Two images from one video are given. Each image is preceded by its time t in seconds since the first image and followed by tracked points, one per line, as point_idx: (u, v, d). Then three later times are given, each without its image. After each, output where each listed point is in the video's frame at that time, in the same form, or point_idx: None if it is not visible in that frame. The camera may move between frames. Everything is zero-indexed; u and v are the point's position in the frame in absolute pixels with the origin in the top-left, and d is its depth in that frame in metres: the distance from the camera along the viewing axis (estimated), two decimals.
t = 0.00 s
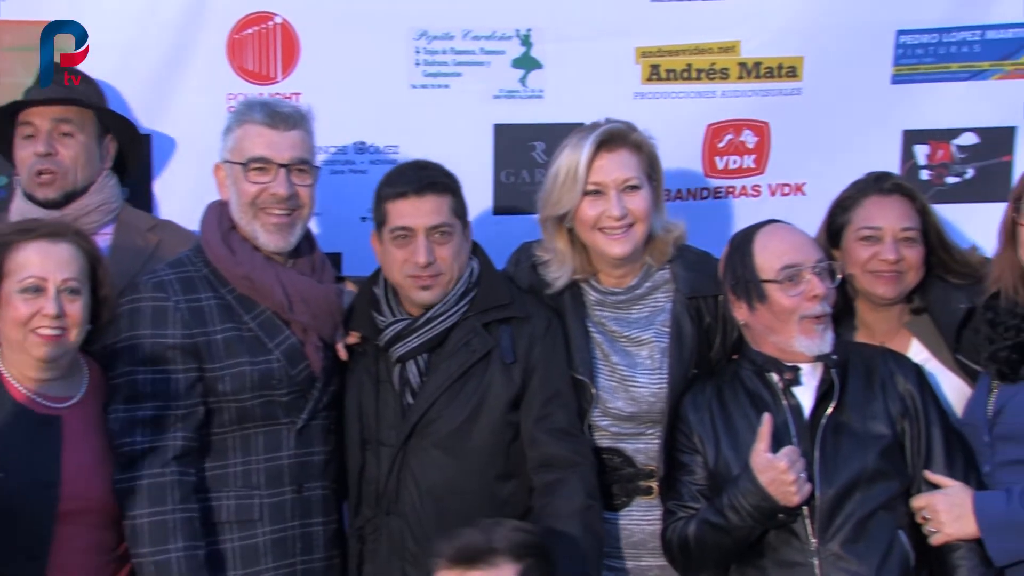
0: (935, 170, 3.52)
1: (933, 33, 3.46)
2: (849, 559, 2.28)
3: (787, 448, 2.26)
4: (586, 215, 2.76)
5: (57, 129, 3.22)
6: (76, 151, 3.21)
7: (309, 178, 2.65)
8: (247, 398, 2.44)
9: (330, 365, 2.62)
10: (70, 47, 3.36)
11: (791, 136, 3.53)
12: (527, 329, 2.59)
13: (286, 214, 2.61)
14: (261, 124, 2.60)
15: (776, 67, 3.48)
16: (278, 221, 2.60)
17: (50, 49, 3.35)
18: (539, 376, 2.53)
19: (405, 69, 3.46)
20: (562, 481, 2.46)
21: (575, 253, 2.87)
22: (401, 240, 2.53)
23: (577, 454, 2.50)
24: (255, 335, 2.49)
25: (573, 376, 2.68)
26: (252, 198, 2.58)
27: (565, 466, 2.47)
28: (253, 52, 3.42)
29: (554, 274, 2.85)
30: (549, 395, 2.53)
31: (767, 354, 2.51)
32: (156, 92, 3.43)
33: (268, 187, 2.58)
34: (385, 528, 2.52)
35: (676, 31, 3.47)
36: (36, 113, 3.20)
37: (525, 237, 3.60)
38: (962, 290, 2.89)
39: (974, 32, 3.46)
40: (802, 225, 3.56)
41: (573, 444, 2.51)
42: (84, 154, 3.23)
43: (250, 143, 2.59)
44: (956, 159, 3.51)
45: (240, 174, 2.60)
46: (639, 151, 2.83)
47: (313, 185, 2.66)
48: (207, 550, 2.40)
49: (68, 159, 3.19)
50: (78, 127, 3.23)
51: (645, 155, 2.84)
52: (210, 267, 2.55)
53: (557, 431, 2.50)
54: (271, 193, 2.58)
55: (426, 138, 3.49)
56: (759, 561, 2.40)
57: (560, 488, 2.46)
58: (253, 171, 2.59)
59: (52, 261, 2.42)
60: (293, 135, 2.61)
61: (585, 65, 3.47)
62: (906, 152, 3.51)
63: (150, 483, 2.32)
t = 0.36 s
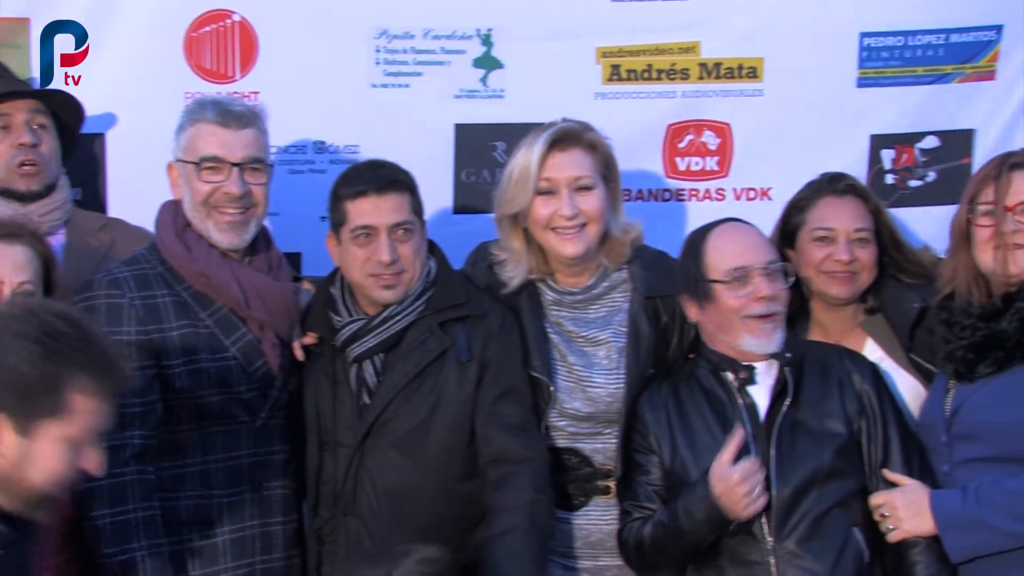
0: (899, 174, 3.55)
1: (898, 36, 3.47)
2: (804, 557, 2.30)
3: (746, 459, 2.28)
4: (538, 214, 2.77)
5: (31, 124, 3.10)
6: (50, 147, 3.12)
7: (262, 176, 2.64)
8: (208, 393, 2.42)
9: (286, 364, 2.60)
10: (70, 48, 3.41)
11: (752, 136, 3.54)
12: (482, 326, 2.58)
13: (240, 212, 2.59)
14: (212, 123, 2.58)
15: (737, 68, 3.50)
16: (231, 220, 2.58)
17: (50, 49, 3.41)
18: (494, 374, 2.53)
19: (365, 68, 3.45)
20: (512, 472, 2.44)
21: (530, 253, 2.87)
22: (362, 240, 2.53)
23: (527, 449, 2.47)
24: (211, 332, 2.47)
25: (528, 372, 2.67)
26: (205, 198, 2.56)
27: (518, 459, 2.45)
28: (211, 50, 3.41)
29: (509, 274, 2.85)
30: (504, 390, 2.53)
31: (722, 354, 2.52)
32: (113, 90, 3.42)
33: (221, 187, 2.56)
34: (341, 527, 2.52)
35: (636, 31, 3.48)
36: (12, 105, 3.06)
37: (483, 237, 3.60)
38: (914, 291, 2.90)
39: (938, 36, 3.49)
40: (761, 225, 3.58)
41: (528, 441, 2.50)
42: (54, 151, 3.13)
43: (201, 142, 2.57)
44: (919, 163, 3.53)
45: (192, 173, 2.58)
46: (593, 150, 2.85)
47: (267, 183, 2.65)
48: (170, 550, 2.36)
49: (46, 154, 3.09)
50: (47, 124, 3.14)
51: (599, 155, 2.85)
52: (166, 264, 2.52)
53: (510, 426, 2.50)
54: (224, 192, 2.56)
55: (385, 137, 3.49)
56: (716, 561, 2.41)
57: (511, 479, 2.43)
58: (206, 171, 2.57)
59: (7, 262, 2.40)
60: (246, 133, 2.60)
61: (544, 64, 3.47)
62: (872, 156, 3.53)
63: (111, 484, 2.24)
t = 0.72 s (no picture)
0: (863, 173, 3.55)
1: (856, 37, 3.49)
2: (763, 558, 2.32)
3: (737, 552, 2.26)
4: (489, 215, 2.78)
5: None
6: None
7: (226, 184, 2.62)
8: (163, 393, 2.40)
9: (246, 365, 2.58)
10: (70, 48, 3.41)
11: (715, 137, 3.55)
12: (442, 325, 2.58)
13: (203, 221, 2.58)
14: (179, 128, 2.53)
15: (699, 68, 3.51)
16: (194, 228, 2.58)
17: (50, 49, 3.41)
18: (456, 372, 2.53)
19: (327, 68, 3.44)
20: (477, 471, 2.43)
21: (489, 252, 2.88)
22: (324, 236, 2.52)
23: (491, 445, 2.46)
24: (169, 331, 2.46)
25: (491, 367, 2.67)
26: (169, 205, 2.54)
27: (478, 459, 2.44)
28: (172, 49, 3.41)
29: (468, 274, 2.88)
30: (464, 389, 2.52)
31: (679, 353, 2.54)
32: (75, 90, 3.42)
33: (185, 196, 2.54)
34: (304, 529, 2.50)
35: (599, 32, 3.48)
36: None
37: (448, 238, 3.60)
38: (876, 289, 2.92)
39: (897, 37, 3.51)
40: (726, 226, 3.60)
41: (492, 436, 2.49)
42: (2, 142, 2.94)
43: (169, 147, 2.53)
44: (881, 163, 3.55)
45: (157, 178, 2.55)
46: (545, 149, 2.83)
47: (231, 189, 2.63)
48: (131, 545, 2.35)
49: None
50: None
51: (550, 153, 2.83)
52: (126, 262, 2.51)
53: (473, 424, 2.48)
54: (187, 201, 2.54)
55: (349, 137, 3.48)
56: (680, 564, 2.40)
57: (475, 478, 2.43)
58: (171, 178, 2.54)
59: None
60: (213, 141, 2.55)
61: (509, 65, 3.47)
62: (836, 157, 3.55)
63: (59, 472, 2.24)
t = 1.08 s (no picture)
0: (827, 173, 3.57)
1: (820, 37, 3.52)
2: (729, 546, 2.32)
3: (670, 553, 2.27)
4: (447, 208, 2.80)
5: None
6: None
7: (197, 209, 2.59)
8: (128, 395, 2.39)
9: (211, 365, 2.58)
10: (70, 47, 3.39)
11: (681, 136, 3.57)
12: (409, 324, 2.58)
13: (170, 242, 2.57)
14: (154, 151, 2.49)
15: (664, 68, 3.52)
16: (161, 247, 2.57)
17: (50, 49, 3.38)
18: (423, 371, 2.52)
19: (292, 66, 3.43)
20: (442, 476, 2.43)
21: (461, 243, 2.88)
22: (290, 232, 2.51)
23: (458, 449, 2.46)
24: (133, 333, 2.44)
25: (457, 365, 2.67)
26: (138, 224, 2.52)
27: (446, 462, 2.44)
28: (135, 48, 3.41)
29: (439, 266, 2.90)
30: (430, 389, 2.51)
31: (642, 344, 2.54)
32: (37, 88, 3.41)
33: (154, 219, 2.52)
34: (269, 529, 2.48)
35: (565, 31, 3.49)
36: None
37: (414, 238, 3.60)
38: (841, 289, 2.94)
39: (859, 38, 3.53)
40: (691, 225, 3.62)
41: (458, 439, 2.48)
42: None
43: (142, 169, 2.49)
44: (846, 163, 3.57)
45: (128, 199, 2.52)
46: (505, 140, 2.82)
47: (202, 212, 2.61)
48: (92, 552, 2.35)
49: None
50: None
51: (510, 144, 2.82)
52: (89, 264, 2.49)
53: (441, 426, 2.48)
54: (156, 224, 2.52)
55: (314, 135, 3.47)
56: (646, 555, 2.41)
57: (439, 483, 2.42)
58: (143, 200, 2.51)
59: None
60: (189, 167, 2.52)
61: (475, 64, 3.47)
62: (797, 155, 3.57)
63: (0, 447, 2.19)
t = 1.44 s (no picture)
0: (784, 173, 3.59)
1: (784, 38, 3.54)
2: (697, 540, 2.33)
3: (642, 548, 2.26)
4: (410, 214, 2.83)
5: None
6: None
7: (161, 180, 2.59)
8: (96, 396, 2.37)
9: (178, 364, 2.56)
10: (69, 47, 3.39)
11: (646, 135, 3.58)
12: (377, 323, 2.57)
13: (136, 216, 2.55)
14: (112, 122, 2.51)
15: (630, 68, 3.53)
16: (127, 224, 2.54)
17: (50, 49, 3.38)
18: (389, 369, 2.52)
19: (257, 66, 3.42)
20: (401, 473, 2.41)
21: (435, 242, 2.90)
22: (262, 227, 2.51)
23: (419, 448, 2.45)
24: (101, 333, 2.42)
25: (424, 365, 2.65)
26: (102, 199, 2.50)
27: (407, 460, 2.42)
28: (97, 47, 3.40)
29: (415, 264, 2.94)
30: (396, 388, 2.51)
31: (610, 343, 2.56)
32: None
33: (119, 188, 2.51)
34: (233, 527, 2.48)
35: (530, 31, 3.49)
36: None
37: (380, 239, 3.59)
38: (804, 290, 2.97)
39: (822, 39, 3.55)
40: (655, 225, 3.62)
41: (421, 439, 2.47)
42: None
43: (101, 140, 2.50)
44: (804, 163, 3.59)
45: (89, 172, 2.51)
46: (460, 146, 2.80)
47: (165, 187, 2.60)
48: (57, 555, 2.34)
49: None
50: None
51: (464, 151, 2.79)
52: (53, 264, 2.46)
53: (405, 425, 2.47)
54: (121, 194, 2.51)
55: (279, 134, 3.45)
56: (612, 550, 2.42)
57: (397, 480, 2.41)
58: (104, 171, 2.51)
59: None
60: (146, 135, 2.54)
61: (439, 65, 3.47)
62: (759, 156, 3.59)
63: None
